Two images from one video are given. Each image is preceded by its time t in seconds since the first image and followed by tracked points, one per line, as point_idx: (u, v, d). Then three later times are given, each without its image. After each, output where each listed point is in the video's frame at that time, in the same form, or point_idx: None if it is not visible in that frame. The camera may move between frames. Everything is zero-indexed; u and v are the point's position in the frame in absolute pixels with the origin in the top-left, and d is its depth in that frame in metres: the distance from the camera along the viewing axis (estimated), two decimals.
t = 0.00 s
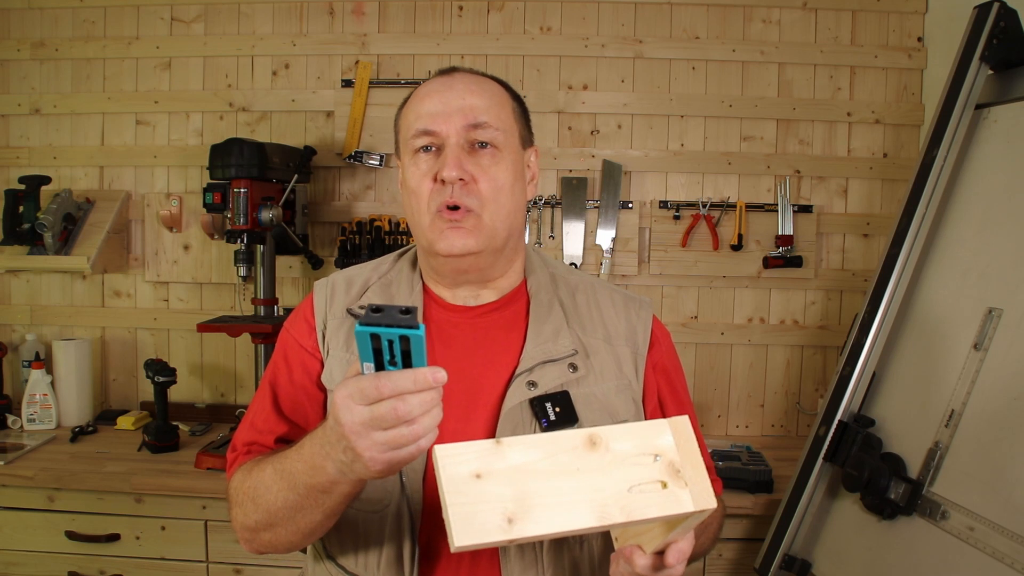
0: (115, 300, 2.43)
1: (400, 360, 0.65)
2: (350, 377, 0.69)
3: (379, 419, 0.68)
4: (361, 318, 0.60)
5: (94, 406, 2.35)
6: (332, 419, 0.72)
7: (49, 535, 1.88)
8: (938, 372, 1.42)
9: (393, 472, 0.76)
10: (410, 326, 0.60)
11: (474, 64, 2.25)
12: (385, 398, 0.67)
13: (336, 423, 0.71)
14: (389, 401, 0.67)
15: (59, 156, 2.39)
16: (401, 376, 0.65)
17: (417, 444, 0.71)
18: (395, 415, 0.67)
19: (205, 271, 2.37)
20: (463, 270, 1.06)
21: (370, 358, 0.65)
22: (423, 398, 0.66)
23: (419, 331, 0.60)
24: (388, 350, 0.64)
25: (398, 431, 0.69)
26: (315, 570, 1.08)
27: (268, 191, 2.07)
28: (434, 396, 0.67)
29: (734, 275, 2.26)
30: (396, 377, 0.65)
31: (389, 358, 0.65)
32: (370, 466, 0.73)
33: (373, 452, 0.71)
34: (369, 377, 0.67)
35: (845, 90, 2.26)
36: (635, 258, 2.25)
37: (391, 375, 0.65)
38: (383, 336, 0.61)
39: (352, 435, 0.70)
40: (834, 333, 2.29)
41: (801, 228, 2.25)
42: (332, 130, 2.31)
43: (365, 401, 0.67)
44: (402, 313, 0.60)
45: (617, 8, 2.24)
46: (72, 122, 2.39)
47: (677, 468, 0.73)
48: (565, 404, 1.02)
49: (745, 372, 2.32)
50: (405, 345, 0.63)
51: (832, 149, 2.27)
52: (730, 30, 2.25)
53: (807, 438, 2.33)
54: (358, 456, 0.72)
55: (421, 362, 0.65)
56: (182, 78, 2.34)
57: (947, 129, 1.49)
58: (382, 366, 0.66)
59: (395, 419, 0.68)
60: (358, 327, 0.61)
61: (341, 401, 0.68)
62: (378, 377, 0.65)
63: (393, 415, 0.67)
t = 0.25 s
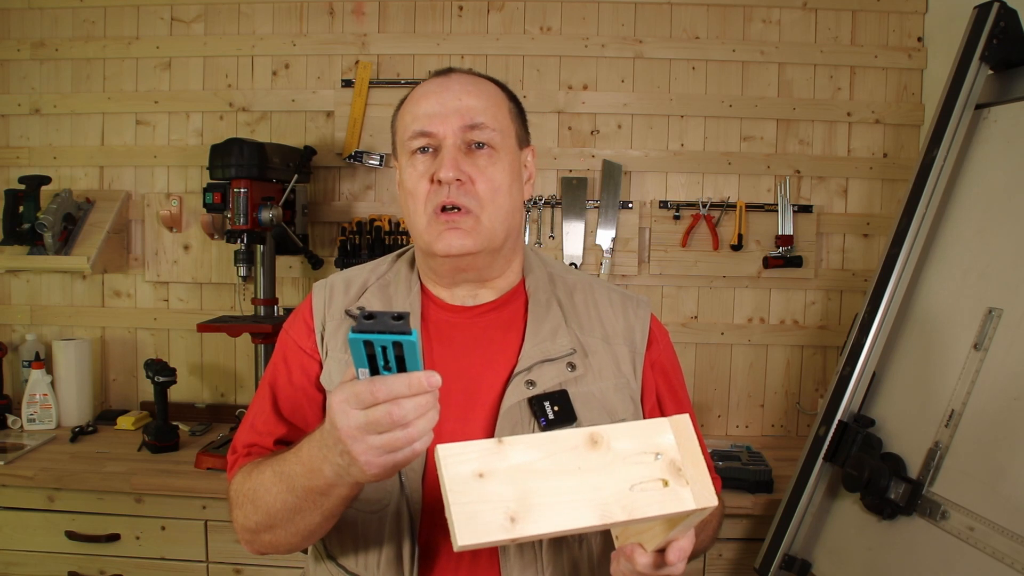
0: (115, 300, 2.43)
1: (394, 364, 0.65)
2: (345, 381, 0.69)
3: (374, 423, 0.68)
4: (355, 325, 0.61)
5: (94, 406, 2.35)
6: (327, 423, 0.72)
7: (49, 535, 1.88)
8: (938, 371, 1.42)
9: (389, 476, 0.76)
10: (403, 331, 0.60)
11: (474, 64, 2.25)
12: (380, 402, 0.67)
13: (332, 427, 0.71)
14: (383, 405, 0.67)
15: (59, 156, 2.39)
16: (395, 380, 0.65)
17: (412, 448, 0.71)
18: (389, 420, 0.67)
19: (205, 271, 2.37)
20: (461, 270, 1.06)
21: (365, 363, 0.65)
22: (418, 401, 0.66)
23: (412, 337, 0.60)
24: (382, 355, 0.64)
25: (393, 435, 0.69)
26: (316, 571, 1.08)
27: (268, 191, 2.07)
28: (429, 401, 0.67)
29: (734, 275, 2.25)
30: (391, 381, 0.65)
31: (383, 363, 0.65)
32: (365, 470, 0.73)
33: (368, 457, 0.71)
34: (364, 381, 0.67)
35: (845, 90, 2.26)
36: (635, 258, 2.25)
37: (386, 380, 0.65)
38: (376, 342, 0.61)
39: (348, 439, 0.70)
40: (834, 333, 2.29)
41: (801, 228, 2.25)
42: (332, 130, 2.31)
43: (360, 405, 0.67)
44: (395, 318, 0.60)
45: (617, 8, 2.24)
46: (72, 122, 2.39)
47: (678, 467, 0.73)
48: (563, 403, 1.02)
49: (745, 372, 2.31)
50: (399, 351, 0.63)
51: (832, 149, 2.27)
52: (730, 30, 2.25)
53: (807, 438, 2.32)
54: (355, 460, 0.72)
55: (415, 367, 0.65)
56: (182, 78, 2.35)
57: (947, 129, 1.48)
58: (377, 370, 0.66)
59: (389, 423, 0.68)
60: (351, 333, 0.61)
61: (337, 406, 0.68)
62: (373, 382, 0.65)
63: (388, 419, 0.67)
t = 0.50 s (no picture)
0: (115, 300, 2.43)
1: (394, 357, 0.65)
2: (346, 376, 0.69)
3: (374, 416, 0.68)
4: (354, 318, 0.61)
5: (94, 406, 2.35)
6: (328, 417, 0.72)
7: (48, 535, 1.88)
8: (938, 371, 1.42)
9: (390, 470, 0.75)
10: (402, 324, 0.60)
11: (474, 64, 2.25)
12: (380, 395, 0.67)
13: (332, 421, 0.71)
14: (383, 398, 0.67)
15: (59, 156, 2.39)
16: (394, 373, 0.65)
17: (412, 442, 0.71)
18: (389, 413, 0.67)
19: (205, 271, 2.37)
20: (460, 270, 1.06)
21: (364, 356, 0.66)
22: (417, 394, 0.66)
23: (411, 329, 0.60)
24: (382, 348, 0.64)
25: (393, 428, 0.69)
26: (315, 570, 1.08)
27: (268, 191, 2.07)
28: (429, 394, 0.67)
29: (734, 275, 2.25)
30: (390, 374, 0.65)
31: (383, 356, 0.65)
32: (366, 464, 0.73)
33: (368, 450, 0.71)
34: (364, 374, 0.67)
35: (845, 90, 2.26)
36: (635, 258, 2.25)
37: (385, 372, 0.65)
38: (376, 335, 0.62)
39: (348, 432, 0.70)
40: (834, 333, 2.29)
41: (801, 228, 2.25)
42: (332, 130, 2.31)
43: (360, 399, 0.67)
44: (394, 310, 0.60)
45: (617, 8, 2.24)
46: (72, 122, 2.39)
47: (674, 463, 0.72)
48: (562, 403, 1.02)
49: (745, 372, 2.31)
50: (398, 343, 0.63)
51: (832, 149, 2.27)
52: (730, 30, 2.25)
53: (807, 438, 2.32)
54: (355, 454, 0.72)
55: (415, 359, 0.65)
56: (182, 78, 2.35)
57: (947, 129, 1.49)
58: (377, 363, 0.66)
59: (389, 416, 0.68)
60: (351, 327, 0.61)
61: (337, 399, 0.68)
62: (372, 375, 0.65)
63: (388, 412, 0.67)
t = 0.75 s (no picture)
0: (115, 300, 2.43)
1: (400, 350, 0.65)
2: (350, 369, 0.69)
3: (379, 409, 0.68)
4: (361, 309, 0.61)
5: (94, 406, 2.35)
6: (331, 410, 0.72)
7: (48, 535, 1.88)
8: (938, 371, 1.42)
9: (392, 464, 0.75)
10: (409, 317, 0.60)
11: (474, 64, 2.25)
12: (385, 388, 0.66)
13: (336, 414, 0.71)
14: (388, 391, 0.67)
15: (59, 156, 2.39)
16: (400, 367, 0.65)
17: (415, 436, 0.71)
18: (394, 405, 0.67)
19: (205, 271, 2.37)
20: (465, 274, 1.06)
21: (370, 348, 0.66)
22: (423, 387, 0.67)
23: (417, 322, 0.60)
24: (388, 341, 0.64)
25: (398, 421, 0.69)
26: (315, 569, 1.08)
27: (268, 191, 2.07)
28: (434, 386, 0.67)
29: (734, 275, 2.25)
30: (396, 367, 0.65)
31: (389, 348, 0.65)
32: (369, 457, 0.73)
33: (372, 443, 0.71)
34: (369, 367, 0.67)
35: (845, 90, 2.26)
36: (635, 258, 2.25)
37: (391, 365, 0.65)
38: (382, 327, 0.62)
39: (351, 425, 0.70)
40: (834, 333, 2.29)
41: (801, 228, 2.25)
42: (332, 130, 2.31)
43: (365, 391, 0.67)
44: (401, 303, 0.60)
45: (617, 8, 2.24)
46: (72, 122, 2.39)
47: (683, 461, 0.73)
48: (562, 402, 1.02)
49: (745, 372, 2.31)
50: (404, 335, 0.63)
51: (832, 149, 2.27)
52: (730, 30, 2.25)
53: (807, 438, 2.32)
54: (358, 447, 0.72)
55: (420, 352, 0.65)
56: (182, 78, 2.35)
57: (947, 129, 1.48)
58: (382, 357, 0.67)
59: (394, 409, 0.68)
60: (358, 318, 0.61)
61: (342, 392, 0.68)
62: (378, 368, 0.65)
63: (393, 405, 0.67)
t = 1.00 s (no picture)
0: (115, 300, 2.43)
1: (420, 361, 0.66)
2: (366, 378, 0.68)
3: (397, 420, 0.67)
4: (385, 324, 0.65)
5: (94, 406, 2.35)
6: (347, 419, 0.71)
7: (48, 535, 1.88)
8: (939, 371, 1.42)
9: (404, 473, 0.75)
10: (432, 329, 0.65)
11: (474, 64, 2.25)
12: (404, 400, 0.66)
13: (352, 425, 0.70)
14: (408, 403, 0.66)
15: (59, 156, 2.39)
16: (420, 380, 0.64)
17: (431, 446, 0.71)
18: (413, 417, 0.67)
19: (206, 271, 2.37)
20: (479, 281, 1.08)
21: (390, 361, 0.66)
22: (441, 400, 0.66)
23: (439, 336, 0.64)
24: (409, 354, 0.66)
25: (415, 432, 0.69)
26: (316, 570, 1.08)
27: (268, 191, 2.07)
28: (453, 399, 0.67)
29: (734, 275, 2.25)
30: (416, 379, 0.64)
31: (409, 361, 0.66)
32: (384, 466, 0.72)
33: (387, 453, 0.70)
34: (388, 378, 0.66)
35: (845, 90, 2.26)
36: (635, 258, 2.25)
37: (411, 378, 0.65)
38: (405, 341, 0.65)
39: (368, 436, 0.69)
40: (834, 333, 2.29)
41: (801, 228, 2.25)
42: (332, 130, 2.31)
43: (382, 402, 0.66)
44: (424, 317, 0.65)
45: (617, 8, 2.24)
46: (72, 122, 2.39)
47: (676, 456, 0.73)
48: (562, 401, 1.02)
49: (745, 372, 2.31)
50: (426, 350, 0.66)
51: (832, 149, 2.27)
52: (730, 30, 2.25)
53: (807, 438, 2.32)
54: (374, 456, 0.72)
55: (440, 364, 0.66)
56: (182, 78, 2.35)
57: (947, 129, 1.48)
58: (402, 368, 0.67)
59: (412, 421, 0.67)
60: (381, 331, 0.65)
61: (359, 402, 0.67)
62: (399, 379, 0.65)
63: (412, 417, 0.67)
